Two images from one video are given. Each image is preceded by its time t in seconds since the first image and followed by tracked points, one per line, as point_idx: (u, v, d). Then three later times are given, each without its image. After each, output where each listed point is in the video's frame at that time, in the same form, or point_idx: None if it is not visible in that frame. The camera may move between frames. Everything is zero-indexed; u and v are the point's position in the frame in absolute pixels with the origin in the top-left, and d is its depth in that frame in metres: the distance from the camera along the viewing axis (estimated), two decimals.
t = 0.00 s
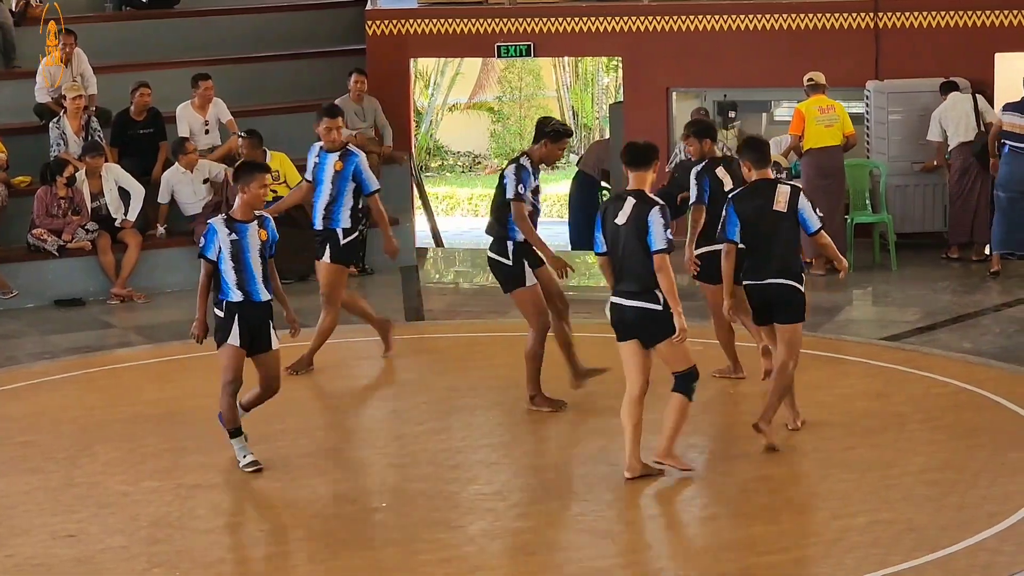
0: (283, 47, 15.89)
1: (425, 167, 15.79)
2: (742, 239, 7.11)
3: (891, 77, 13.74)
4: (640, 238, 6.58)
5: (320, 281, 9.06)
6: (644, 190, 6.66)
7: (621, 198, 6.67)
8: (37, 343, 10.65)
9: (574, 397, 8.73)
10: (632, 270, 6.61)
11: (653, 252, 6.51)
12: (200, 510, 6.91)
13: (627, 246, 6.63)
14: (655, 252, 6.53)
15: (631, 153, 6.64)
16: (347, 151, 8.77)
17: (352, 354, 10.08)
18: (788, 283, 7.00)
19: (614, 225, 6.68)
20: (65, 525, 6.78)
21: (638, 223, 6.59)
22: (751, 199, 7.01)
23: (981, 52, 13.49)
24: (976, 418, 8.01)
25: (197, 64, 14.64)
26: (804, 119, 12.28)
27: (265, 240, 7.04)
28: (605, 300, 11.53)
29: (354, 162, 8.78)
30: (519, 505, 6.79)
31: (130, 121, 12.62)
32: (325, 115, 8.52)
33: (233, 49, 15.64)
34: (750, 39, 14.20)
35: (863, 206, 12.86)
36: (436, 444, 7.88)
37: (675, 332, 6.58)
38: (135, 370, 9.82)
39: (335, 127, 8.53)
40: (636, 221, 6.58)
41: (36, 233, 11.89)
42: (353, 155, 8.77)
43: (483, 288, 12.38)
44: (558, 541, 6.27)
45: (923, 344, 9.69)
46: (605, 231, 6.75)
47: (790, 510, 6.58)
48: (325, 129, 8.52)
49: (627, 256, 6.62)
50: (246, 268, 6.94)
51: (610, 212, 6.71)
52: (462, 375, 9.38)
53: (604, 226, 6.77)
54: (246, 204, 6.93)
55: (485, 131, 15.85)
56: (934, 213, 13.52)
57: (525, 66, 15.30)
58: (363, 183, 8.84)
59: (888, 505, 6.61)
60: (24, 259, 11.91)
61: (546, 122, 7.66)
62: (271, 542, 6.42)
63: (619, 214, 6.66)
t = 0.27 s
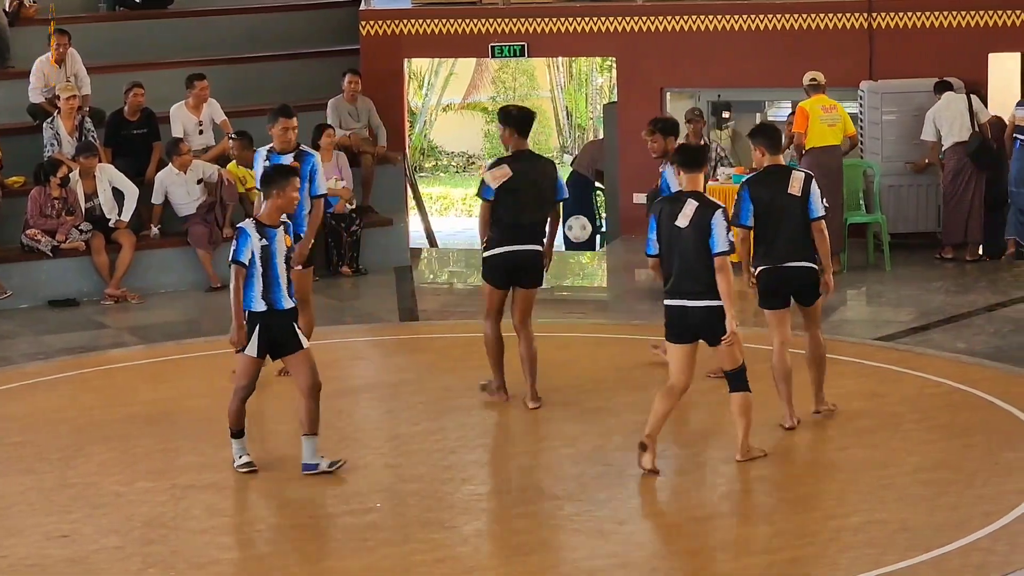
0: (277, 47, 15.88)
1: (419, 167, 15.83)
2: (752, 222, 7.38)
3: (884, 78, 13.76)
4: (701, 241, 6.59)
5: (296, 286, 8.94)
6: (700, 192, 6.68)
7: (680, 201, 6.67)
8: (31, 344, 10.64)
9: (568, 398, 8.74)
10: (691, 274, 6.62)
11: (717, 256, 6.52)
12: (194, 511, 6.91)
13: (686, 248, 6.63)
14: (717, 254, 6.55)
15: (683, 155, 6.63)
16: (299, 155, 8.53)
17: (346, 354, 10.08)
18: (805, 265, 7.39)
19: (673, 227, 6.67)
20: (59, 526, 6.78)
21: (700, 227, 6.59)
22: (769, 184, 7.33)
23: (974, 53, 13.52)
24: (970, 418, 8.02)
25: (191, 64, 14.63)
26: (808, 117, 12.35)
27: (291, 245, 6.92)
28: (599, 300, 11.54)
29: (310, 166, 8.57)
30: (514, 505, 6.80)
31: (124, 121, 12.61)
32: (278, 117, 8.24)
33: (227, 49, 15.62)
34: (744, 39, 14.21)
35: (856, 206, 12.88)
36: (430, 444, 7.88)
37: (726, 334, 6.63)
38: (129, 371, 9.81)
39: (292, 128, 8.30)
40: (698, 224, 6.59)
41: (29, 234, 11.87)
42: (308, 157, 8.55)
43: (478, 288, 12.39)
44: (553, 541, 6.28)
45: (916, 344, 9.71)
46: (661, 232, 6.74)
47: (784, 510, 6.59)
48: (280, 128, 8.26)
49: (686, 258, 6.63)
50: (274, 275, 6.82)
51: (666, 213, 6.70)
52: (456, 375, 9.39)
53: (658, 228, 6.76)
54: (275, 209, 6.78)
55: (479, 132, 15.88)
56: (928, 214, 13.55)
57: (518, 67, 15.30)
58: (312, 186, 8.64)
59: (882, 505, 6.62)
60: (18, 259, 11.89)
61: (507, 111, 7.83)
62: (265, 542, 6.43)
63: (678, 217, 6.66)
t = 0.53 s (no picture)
0: (272, 47, 15.87)
1: (416, 167, 15.79)
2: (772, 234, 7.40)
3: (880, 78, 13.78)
4: (750, 226, 6.82)
5: (195, 299, 8.35)
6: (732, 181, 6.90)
7: (722, 189, 6.83)
8: (26, 344, 10.63)
9: (564, 398, 8.74)
10: (744, 259, 6.80)
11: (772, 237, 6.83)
12: (190, 511, 6.91)
13: (735, 235, 6.81)
14: (770, 237, 6.87)
15: (723, 144, 6.85)
16: (250, 164, 8.24)
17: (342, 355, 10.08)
18: (815, 260, 7.60)
19: (716, 215, 6.83)
20: (55, 526, 6.77)
21: (748, 213, 6.81)
22: (784, 182, 7.54)
23: (969, 53, 13.51)
24: (966, 418, 8.04)
25: (186, 65, 14.61)
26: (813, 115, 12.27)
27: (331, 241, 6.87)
28: (595, 301, 11.55)
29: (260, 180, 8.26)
30: (511, 505, 6.81)
31: (119, 121, 12.60)
32: (226, 133, 7.95)
33: (222, 49, 15.61)
34: (739, 39, 14.22)
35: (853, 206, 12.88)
36: (426, 445, 7.89)
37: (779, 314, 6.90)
38: (125, 371, 9.81)
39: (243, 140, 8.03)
40: (746, 210, 6.80)
41: (25, 234, 11.86)
42: (258, 170, 8.23)
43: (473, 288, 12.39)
44: (549, 541, 6.29)
45: (912, 345, 9.73)
46: (701, 224, 6.87)
47: (779, 510, 6.60)
48: (228, 142, 7.98)
49: (736, 245, 6.80)
50: (319, 271, 6.73)
51: (707, 203, 6.84)
52: (451, 375, 9.40)
53: (698, 217, 6.88)
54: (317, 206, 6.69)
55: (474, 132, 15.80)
56: (924, 214, 13.58)
57: (514, 66, 15.32)
58: (264, 199, 8.31)
59: (878, 505, 6.63)
60: (13, 260, 11.88)
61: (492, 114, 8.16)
62: (261, 542, 6.43)
63: (722, 205, 6.82)
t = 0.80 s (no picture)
0: (268, 48, 15.87)
1: (412, 168, 15.76)
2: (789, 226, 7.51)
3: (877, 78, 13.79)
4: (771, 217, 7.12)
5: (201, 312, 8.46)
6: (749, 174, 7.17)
7: (744, 183, 7.11)
8: (23, 344, 10.63)
9: (561, 398, 8.75)
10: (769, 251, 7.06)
11: (791, 228, 7.17)
12: (187, 511, 6.91)
13: (759, 227, 7.09)
14: (786, 227, 7.21)
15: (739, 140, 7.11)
16: (215, 165, 8.46)
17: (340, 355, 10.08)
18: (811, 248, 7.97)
19: (741, 209, 7.10)
20: (52, 526, 6.77)
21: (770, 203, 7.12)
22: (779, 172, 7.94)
23: (965, 53, 13.54)
24: (963, 418, 8.05)
25: (182, 65, 14.61)
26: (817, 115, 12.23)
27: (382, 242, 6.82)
28: (591, 301, 11.54)
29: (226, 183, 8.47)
30: (508, 505, 6.81)
31: (116, 121, 12.60)
32: (194, 134, 8.21)
33: (218, 50, 15.61)
34: (736, 40, 14.23)
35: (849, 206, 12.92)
36: (423, 445, 7.89)
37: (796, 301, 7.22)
38: (122, 371, 9.81)
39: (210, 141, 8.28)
40: (769, 202, 7.10)
41: (21, 234, 11.86)
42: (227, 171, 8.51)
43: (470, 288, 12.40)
44: (546, 541, 6.29)
45: (909, 345, 9.74)
46: (726, 214, 7.15)
47: (775, 510, 6.61)
48: (199, 143, 8.22)
49: (762, 237, 7.09)
50: (367, 274, 6.68)
51: (731, 198, 7.11)
52: (448, 376, 9.40)
53: (722, 211, 7.15)
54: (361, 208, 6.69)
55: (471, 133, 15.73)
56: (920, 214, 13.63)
57: (511, 66, 15.24)
58: (231, 199, 8.52)
59: (875, 505, 6.64)
60: (9, 260, 11.88)
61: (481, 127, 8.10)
62: (258, 542, 6.43)
63: (747, 198, 7.10)
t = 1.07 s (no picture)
0: (266, 48, 15.87)
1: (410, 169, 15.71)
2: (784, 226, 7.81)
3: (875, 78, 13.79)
4: (782, 209, 7.42)
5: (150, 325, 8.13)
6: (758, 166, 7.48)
7: (757, 174, 7.41)
8: (20, 344, 10.62)
9: (558, 398, 8.76)
10: (780, 244, 7.41)
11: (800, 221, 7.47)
12: (183, 511, 6.91)
13: (772, 216, 7.40)
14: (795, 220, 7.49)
15: (749, 134, 7.43)
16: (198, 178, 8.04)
17: (337, 355, 10.08)
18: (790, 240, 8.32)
19: (756, 198, 7.40)
20: (49, 527, 6.77)
21: (781, 196, 7.41)
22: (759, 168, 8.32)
23: (963, 53, 13.53)
24: (961, 418, 8.05)
25: (180, 65, 14.60)
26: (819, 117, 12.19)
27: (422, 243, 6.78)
28: (588, 301, 11.54)
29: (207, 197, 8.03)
30: (506, 505, 6.81)
31: (113, 122, 12.60)
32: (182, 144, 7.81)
33: (216, 50, 15.61)
34: (734, 40, 14.23)
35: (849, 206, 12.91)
36: (420, 445, 7.89)
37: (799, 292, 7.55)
38: (119, 371, 9.81)
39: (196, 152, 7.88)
40: (782, 192, 7.41)
41: (19, 234, 11.86)
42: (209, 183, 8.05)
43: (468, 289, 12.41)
44: (543, 541, 6.29)
45: (907, 345, 9.74)
46: (740, 206, 7.41)
47: (772, 510, 6.61)
48: (188, 152, 7.83)
49: (775, 226, 7.40)
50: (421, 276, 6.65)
51: (744, 188, 7.41)
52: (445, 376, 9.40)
53: (736, 201, 7.41)
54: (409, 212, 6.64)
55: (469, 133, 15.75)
56: (917, 214, 13.64)
57: (508, 66, 15.18)
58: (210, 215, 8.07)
59: (872, 505, 6.64)
60: (7, 260, 11.87)
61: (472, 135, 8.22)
62: (255, 542, 6.43)
63: (761, 188, 7.40)
